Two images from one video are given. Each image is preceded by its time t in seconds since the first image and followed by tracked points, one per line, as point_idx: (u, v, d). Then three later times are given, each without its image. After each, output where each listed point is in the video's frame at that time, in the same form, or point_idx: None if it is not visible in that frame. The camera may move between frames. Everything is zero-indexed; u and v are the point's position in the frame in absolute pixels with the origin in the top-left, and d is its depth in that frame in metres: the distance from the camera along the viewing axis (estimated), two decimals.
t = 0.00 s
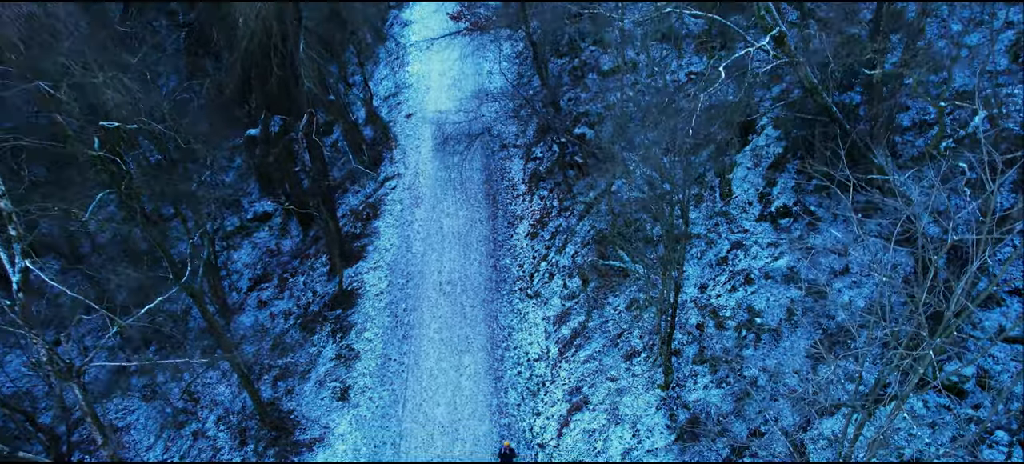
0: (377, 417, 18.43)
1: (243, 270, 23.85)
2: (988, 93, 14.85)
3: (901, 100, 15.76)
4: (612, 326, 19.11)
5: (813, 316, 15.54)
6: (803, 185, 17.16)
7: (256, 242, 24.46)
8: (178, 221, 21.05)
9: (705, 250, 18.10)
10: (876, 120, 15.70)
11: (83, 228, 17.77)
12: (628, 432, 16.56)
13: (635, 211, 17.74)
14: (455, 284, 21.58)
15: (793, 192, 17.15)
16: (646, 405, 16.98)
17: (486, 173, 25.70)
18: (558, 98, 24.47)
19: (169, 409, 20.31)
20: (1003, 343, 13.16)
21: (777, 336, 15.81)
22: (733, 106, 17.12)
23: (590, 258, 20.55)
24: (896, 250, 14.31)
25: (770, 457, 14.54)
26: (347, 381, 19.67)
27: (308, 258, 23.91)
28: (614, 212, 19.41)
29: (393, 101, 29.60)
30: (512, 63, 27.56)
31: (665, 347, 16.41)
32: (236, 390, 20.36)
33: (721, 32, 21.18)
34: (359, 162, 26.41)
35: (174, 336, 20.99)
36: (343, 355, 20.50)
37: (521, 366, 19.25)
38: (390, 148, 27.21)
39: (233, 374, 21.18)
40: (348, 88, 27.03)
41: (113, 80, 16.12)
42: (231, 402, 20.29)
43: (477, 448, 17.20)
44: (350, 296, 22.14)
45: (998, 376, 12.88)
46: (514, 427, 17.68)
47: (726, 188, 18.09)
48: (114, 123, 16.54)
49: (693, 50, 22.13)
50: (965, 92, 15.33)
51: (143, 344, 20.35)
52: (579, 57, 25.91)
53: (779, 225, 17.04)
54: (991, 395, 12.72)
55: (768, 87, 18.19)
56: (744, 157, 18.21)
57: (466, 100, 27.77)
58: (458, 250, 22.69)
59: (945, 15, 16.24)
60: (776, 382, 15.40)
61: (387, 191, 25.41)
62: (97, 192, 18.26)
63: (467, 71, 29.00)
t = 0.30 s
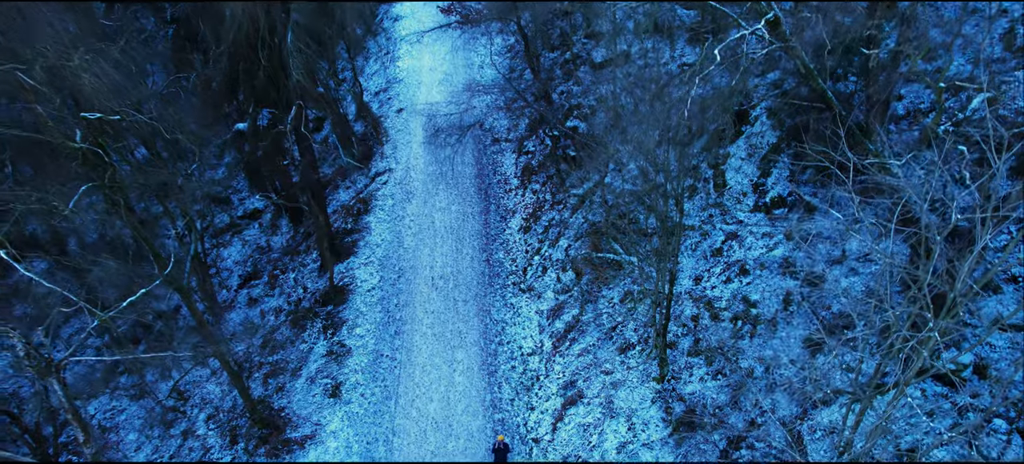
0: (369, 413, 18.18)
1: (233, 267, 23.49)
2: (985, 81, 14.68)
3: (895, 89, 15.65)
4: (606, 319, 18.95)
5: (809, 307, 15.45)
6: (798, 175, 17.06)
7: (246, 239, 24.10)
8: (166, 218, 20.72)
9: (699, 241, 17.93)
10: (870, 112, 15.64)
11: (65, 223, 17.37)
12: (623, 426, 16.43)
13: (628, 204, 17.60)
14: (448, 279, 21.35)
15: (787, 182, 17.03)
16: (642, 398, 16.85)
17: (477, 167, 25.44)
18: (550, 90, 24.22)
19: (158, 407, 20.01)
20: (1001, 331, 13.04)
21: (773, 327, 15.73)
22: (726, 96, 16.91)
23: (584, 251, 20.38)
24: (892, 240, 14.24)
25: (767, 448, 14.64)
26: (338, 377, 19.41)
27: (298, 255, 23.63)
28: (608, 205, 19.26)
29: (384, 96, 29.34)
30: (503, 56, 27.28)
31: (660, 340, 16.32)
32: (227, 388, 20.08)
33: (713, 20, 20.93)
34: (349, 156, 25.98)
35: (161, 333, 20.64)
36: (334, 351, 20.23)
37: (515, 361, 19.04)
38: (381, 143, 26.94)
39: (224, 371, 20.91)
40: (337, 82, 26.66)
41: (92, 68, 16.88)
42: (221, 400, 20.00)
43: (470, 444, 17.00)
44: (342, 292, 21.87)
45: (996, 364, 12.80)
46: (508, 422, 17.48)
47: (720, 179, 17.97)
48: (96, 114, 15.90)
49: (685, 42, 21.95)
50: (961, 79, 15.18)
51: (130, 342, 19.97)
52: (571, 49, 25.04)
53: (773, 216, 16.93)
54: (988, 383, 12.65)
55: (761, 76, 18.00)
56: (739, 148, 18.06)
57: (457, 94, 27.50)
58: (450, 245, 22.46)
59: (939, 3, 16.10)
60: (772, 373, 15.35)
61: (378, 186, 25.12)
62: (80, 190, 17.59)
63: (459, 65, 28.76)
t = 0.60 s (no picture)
0: (360, 411, 17.91)
1: (221, 266, 23.10)
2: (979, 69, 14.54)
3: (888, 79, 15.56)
4: (599, 313, 18.77)
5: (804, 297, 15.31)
6: (791, 165, 16.91)
7: (234, 238, 23.71)
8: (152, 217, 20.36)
9: (692, 233, 17.73)
10: (863, 98, 15.49)
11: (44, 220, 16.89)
12: (618, 420, 16.33)
13: (621, 197, 17.40)
14: (439, 275, 21.09)
15: (781, 173, 16.89)
16: (636, 392, 16.74)
17: (468, 162, 25.15)
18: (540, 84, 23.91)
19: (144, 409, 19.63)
20: (997, 320, 12.99)
21: (768, 319, 15.64)
22: (718, 87, 16.70)
23: (576, 245, 20.16)
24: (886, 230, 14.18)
25: (764, 441, 14.70)
26: (328, 375, 19.12)
27: (287, 252, 23.18)
28: (600, 199, 19.06)
29: (373, 91, 28.99)
30: (494, 51, 26.98)
31: (654, 333, 16.26)
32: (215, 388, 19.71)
33: (703, 10, 20.69)
34: (337, 151, 25.79)
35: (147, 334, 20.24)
36: (324, 349, 19.93)
37: (508, 356, 18.82)
38: (370, 139, 26.61)
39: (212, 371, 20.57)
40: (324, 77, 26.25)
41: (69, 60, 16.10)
42: (210, 401, 19.66)
43: (463, 441, 16.80)
44: (331, 289, 21.56)
45: (992, 353, 12.75)
46: (501, 418, 17.28)
47: (712, 171, 17.81)
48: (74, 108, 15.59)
49: (676, 33, 21.73)
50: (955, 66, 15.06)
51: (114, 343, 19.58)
52: (562, 43, 24.40)
53: (766, 207, 16.79)
54: (985, 373, 12.63)
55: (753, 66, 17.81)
56: (731, 139, 17.89)
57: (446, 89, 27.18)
58: (441, 241, 22.19)
59: None
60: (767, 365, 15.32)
61: (367, 182, 24.80)
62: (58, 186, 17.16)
63: (448, 61, 28.49)
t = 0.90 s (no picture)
0: (349, 411, 17.61)
1: (207, 266, 22.67)
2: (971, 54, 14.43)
3: (879, 69, 15.47)
4: (591, 309, 18.57)
5: (798, 289, 15.18)
6: (783, 157, 16.80)
7: (220, 238, 23.30)
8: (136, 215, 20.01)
9: (684, 227, 17.55)
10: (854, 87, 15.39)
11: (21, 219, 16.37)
12: (611, 416, 16.13)
13: (612, 191, 17.19)
14: (428, 272, 20.80)
15: (773, 164, 16.76)
16: (630, 388, 16.56)
17: (457, 158, 24.86)
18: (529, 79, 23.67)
19: (130, 413, 19.18)
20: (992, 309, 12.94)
21: (762, 311, 15.54)
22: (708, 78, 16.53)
23: (567, 240, 19.94)
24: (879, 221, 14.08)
25: (760, 434, 14.57)
26: (317, 375, 18.79)
27: (274, 252, 22.82)
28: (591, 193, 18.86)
29: (360, 89, 28.63)
30: (482, 46, 26.71)
31: (648, 327, 16.08)
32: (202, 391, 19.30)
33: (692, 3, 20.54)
34: (323, 146, 25.54)
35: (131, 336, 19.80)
36: (312, 348, 19.60)
37: (499, 354, 18.58)
38: (358, 137, 26.26)
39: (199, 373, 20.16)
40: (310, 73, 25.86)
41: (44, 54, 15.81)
42: (196, 403, 19.26)
43: (454, 439, 16.53)
44: (319, 288, 21.22)
45: (988, 342, 12.70)
46: (493, 416, 17.04)
47: (704, 163, 17.66)
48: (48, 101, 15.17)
49: (664, 26, 21.56)
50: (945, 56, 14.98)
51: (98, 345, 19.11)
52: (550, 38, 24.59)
53: (759, 199, 16.66)
54: (981, 363, 12.56)
55: (743, 57, 17.68)
56: (722, 131, 17.75)
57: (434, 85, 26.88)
58: (430, 238, 21.90)
59: None
60: (762, 358, 15.17)
61: (355, 180, 24.46)
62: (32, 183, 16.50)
63: (436, 57, 28.19)
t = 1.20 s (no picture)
0: (338, 412, 17.28)
1: (192, 268, 22.24)
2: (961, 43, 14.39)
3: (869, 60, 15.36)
4: (583, 304, 18.35)
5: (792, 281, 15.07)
6: (774, 148, 16.65)
7: (206, 239, 22.90)
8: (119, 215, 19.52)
9: (676, 220, 17.42)
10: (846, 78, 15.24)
11: None
12: (605, 413, 15.94)
13: (603, 185, 16.98)
14: (417, 270, 20.51)
15: (764, 156, 16.63)
16: (623, 383, 16.37)
17: (445, 154, 24.55)
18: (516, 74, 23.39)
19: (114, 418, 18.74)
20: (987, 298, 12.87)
21: (755, 303, 15.42)
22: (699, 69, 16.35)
23: (557, 235, 19.71)
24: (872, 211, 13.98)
25: (755, 429, 14.43)
26: (305, 376, 18.44)
27: (260, 252, 22.43)
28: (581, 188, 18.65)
29: (347, 87, 28.24)
30: (470, 42, 26.41)
31: (641, 322, 15.92)
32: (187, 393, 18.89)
33: None
34: (308, 143, 25.15)
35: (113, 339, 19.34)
36: (300, 349, 19.26)
37: (490, 351, 18.34)
38: (345, 135, 25.91)
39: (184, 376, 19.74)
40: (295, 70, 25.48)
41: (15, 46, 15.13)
42: (181, 406, 18.85)
43: (446, 439, 16.27)
44: (306, 288, 20.87)
45: (983, 331, 12.64)
46: (484, 414, 16.80)
47: (694, 156, 17.52)
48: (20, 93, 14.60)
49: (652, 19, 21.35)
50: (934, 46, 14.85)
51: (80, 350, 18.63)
52: (538, 34, 24.49)
53: (750, 191, 16.53)
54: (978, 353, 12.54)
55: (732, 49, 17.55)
56: (712, 124, 17.61)
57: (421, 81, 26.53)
58: (419, 235, 21.61)
59: None
60: (756, 351, 15.03)
61: (342, 178, 24.10)
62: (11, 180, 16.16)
63: (423, 54, 27.83)
